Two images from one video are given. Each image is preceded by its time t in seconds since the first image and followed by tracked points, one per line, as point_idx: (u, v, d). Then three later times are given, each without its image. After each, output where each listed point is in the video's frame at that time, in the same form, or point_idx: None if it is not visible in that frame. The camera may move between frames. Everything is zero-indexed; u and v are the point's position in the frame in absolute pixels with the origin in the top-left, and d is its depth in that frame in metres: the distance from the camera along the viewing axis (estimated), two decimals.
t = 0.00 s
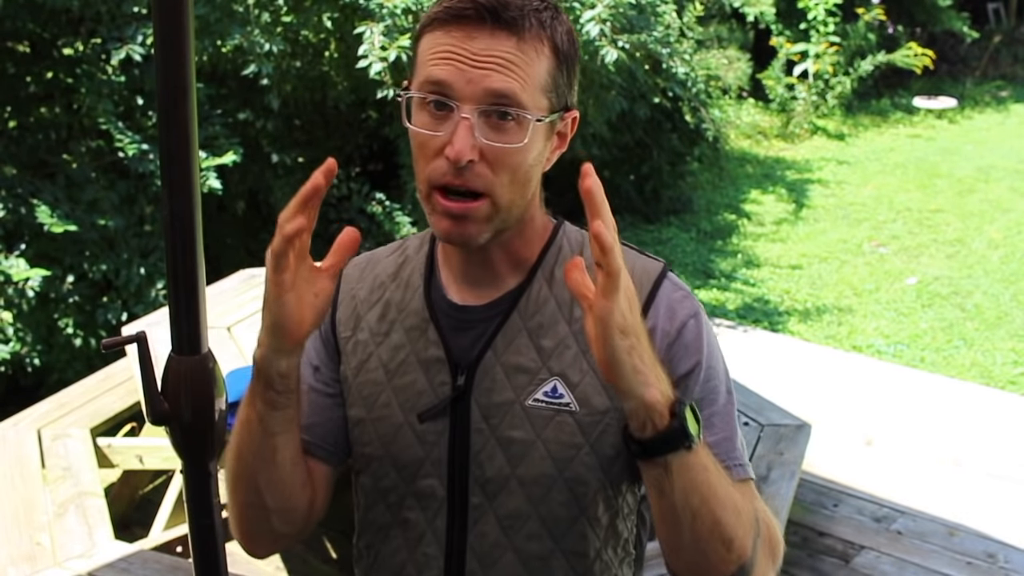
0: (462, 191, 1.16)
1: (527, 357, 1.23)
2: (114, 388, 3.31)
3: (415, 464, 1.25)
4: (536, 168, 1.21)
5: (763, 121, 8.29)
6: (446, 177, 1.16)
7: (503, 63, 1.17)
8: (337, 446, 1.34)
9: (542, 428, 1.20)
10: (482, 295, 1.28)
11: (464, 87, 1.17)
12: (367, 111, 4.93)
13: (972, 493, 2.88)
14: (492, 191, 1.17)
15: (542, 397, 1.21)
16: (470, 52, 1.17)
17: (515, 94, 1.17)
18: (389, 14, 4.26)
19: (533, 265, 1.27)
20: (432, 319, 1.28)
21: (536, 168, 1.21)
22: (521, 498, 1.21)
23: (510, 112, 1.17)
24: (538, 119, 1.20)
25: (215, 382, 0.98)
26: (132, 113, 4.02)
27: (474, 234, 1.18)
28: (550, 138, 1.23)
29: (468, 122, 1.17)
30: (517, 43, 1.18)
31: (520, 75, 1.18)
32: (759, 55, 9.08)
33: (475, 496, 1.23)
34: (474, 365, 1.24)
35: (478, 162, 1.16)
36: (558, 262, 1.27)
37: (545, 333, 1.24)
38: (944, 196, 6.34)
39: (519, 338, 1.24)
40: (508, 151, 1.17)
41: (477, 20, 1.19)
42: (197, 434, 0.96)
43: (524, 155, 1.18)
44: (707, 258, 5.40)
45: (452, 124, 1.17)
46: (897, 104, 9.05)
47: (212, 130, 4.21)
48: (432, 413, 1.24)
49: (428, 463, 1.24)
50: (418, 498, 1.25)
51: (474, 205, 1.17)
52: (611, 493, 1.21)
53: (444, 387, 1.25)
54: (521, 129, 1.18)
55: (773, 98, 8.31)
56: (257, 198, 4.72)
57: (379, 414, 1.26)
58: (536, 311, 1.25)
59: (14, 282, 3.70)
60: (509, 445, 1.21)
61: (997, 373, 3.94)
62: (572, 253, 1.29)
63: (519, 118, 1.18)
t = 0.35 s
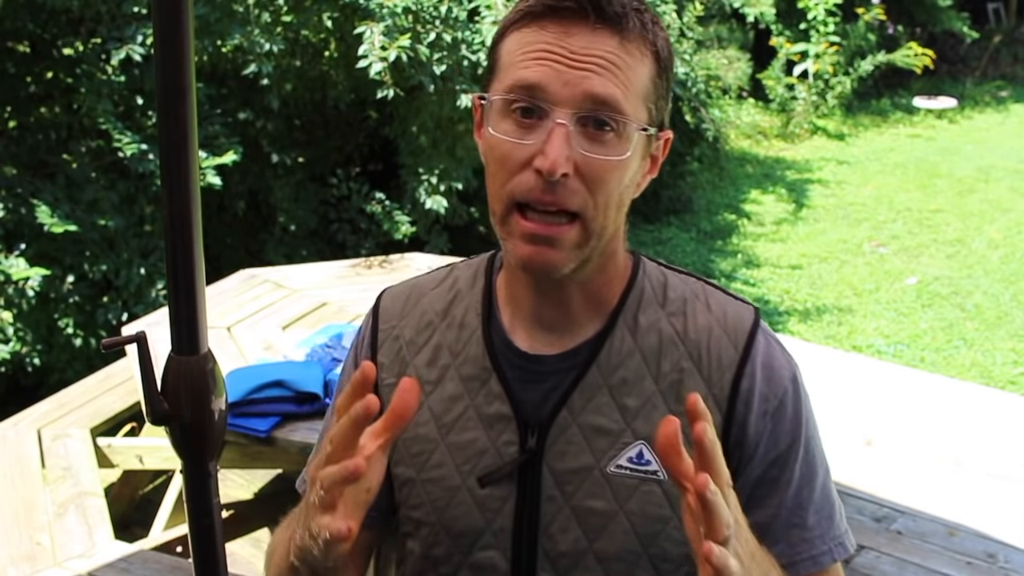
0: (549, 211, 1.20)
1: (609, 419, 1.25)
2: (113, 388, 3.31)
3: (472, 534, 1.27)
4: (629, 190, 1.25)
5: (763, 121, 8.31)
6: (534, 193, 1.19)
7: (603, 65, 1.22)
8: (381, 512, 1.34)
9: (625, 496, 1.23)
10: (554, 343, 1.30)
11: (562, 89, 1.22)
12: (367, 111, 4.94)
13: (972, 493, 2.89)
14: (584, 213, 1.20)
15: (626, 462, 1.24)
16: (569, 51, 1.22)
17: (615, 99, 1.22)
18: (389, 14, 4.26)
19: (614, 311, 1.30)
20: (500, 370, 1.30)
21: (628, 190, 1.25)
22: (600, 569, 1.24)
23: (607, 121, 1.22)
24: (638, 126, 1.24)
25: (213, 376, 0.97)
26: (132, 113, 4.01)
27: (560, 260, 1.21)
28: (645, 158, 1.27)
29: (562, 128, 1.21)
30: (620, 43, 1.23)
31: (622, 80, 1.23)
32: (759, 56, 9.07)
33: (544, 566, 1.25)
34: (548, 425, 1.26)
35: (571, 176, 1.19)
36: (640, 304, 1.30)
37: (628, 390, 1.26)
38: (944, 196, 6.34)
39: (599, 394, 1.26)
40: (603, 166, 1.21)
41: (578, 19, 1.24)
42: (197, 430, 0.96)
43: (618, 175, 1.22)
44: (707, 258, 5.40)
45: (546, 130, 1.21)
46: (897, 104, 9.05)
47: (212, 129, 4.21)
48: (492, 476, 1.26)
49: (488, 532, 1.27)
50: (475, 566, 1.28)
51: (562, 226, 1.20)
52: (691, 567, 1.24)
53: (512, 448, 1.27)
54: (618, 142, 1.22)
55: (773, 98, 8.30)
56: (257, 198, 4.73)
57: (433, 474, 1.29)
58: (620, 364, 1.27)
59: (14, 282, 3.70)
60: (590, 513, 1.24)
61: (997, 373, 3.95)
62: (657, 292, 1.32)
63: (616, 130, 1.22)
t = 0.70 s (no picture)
0: (599, 243, 1.12)
1: (655, 465, 1.17)
2: (113, 388, 3.30)
3: None
4: (682, 221, 1.18)
5: (763, 121, 8.32)
6: (583, 224, 1.12)
7: (662, 87, 1.14)
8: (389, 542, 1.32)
9: (668, 547, 1.17)
10: (598, 381, 1.21)
11: (616, 111, 1.14)
12: (367, 111, 4.94)
13: (972, 492, 2.89)
14: (637, 244, 1.12)
15: (671, 511, 1.16)
16: (626, 69, 1.13)
17: (673, 124, 1.14)
18: (389, 14, 4.25)
19: (662, 349, 1.21)
20: (537, 408, 1.21)
21: (683, 222, 1.18)
22: None
23: (663, 149, 1.14)
24: (695, 152, 1.17)
25: (213, 378, 0.97)
26: (131, 113, 4.00)
27: (611, 295, 1.13)
28: (700, 186, 1.20)
29: (616, 153, 1.13)
30: (681, 62, 1.15)
31: (682, 104, 1.15)
32: (759, 55, 9.07)
33: None
34: (587, 470, 1.18)
35: (624, 206, 1.12)
36: (692, 342, 1.22)
37: (675, 435, 1.18)
38: (944, 196, 6.34)
39: (646, 439, 1.18)
40: (657, 196, 1.13)
41: (637, 37, 1.16)
42: (196, 430, 0.96)
43: (673, 205, 1.15)
44: (707, 258, 5.40)
45: (599, 155, 1.13)
46: (897, 104, 9.05)
47: (212, 129, 4.21)
48: (527, 522, 1.19)
49: None
50: None
51: (615, 258, 1.12)
52: None
53: (548, 491, 1.19)
54: (674, 170, 1.15)
55: (773, 98, 8.29)
56: (257, 197, 4.74)
57: (461, 516, 1.22)
58: (666, 409, 1.18)
59: (14, 283, 3.69)
60: (628, 563, 1.17)
61: (997, 373, 3.94)
62: (709, 328, 1.23)
63: (673, 158, 1.15)
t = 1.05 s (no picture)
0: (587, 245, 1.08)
1: (656, 483, 1.14)
2: (113, 390, 3.31)
3: None
4: (677, 222, 1.14)
5: (763, 122, 8.30)
6: (570, 227, 1.08)
7: (643, 78, 1.10)
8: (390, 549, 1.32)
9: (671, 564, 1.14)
10: (598, 398, 1.18)
11: (597, 107, 1.10)
12: (366, 111, 4.94)
13: (972, 493, 2.89)
14: (627, 243, 1.08)
15: (672, 529, 1.14)
16: (602, 63, 1.11)
17: (658, 116, 1.11)
18: (389, 14, 4.25)
19: (662, 364, 1.18)
20: (536, 423, 1.19)
21: (677, 222, 1.14)
22: None
23: (649, 144, 1.11)
24: (682, 144, 1.13)
25: (214, 380, 0.97)
26: (131, 114, 4.01)
27: (605, 299, 1.09)
28: (693, 185, 1.16)
29: (599, 151, 1.10)
30: (659, 53, 1.12)
31: (664, 95, 1.12)
32: (759, 57, 9.08)
33: None
34: (587, 487, 1.15)
35: (610, 205, 1.09)
36: (693, 356, 1.19)
37: (677, 452, 1.15)
38: (944, 197, 6.35)
39: (647, 456, 1.15)
40: (645, 193, 1.10)
41: (613, 30, 1.13)
42: (195, 431, 0.96)
43: (663, 202, 1.11)
44: (707, 258, 5.40)
45: (582, 154, 1.10)
46: (897, 105, 9.06)
47: (212, 130, 4.22)
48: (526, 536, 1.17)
49: None
50: None
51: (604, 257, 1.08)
52: None
53: (547, 508, 1.17)
54: (661, 165, 1.11)
55: (773, 99, 8.29)
56: (256, 198, 4.74)
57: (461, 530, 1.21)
58: (669, 425, 1.15)
59: (14, 284, 3.69)
60: None
61: (997, 374, 3.94)
62: (712, 342, 1.21)
63: (660, 152, 1.11)
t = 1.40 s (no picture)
0: (561, 216, 1.16)
1: (636, 447, 1.25)
2: (112, 389, 3.30)
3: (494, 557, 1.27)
4: (647, 190, 1.23)
5: (764, 120, 8.29)
6: (541, 203, 1.16)
7: (597, 57, 1.20)
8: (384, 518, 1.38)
9: (653, 527, 1.22)
10: (582, 366, 1.30)
11: (557, 89, 1.19)
12: (366, 110, 4.89)
13: (973, 492, 2.88)
14: (599, 211, 1.16)
15: (652, 495, 1.23)
16: (558, 47, 1.20)
17: (615, 90, 1.20)
18: (389, 13, 4.25)
19: (643, 336, 1.31)
20: (526, 393, 1.30)
21: (647, 190, 1.22)
22: None
23: (611, 116, 1.20)
24: (641, 115, 1.22)
25: (212, 378, 0.98)
26: (130, 112, 3.97)
27: (582, 266, 1.17)
28: (660, 154, 1.26)
29: (564, 128, 1.18)
30: (610, 34, 1.22)
31: (619, 69, 1.21)
32: (759, 56, 9.06)
33: None
34: (573, 453, 1.26)
35: (579, 177, 1.16)
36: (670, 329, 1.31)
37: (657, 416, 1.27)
38: (946, 196, 6.33)
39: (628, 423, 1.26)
40: (612, 163, 1.18)
41: (562, 18, 1.23)
42: (194, 432, 0.96)
43: (628, 168, 1.19)
44: (708, 258, 5.39)
45: (548, 133, 1.18)
46: (898, 103, 9.04)
47: (211, 129, 4.22)
48: (513, 495, 1.27)
49: (508, 558, 1.26)
50: None
51: (580, 226, 1.16)
52: None
53: (535, 474, 1.27)
54: (624, 135, 1.20)
55: (774, 98, 8.29)
56: (255, 197, 4.73)
57: (455, 496, 1.30)
58: (650, 395, 1.27)
59: (13, 283, 3.70)
60: (610, 543, 1.23)
61: (999, 373, 3.94)
62: (688, 317, 1.32)
63: (622, 123, 1.20)
